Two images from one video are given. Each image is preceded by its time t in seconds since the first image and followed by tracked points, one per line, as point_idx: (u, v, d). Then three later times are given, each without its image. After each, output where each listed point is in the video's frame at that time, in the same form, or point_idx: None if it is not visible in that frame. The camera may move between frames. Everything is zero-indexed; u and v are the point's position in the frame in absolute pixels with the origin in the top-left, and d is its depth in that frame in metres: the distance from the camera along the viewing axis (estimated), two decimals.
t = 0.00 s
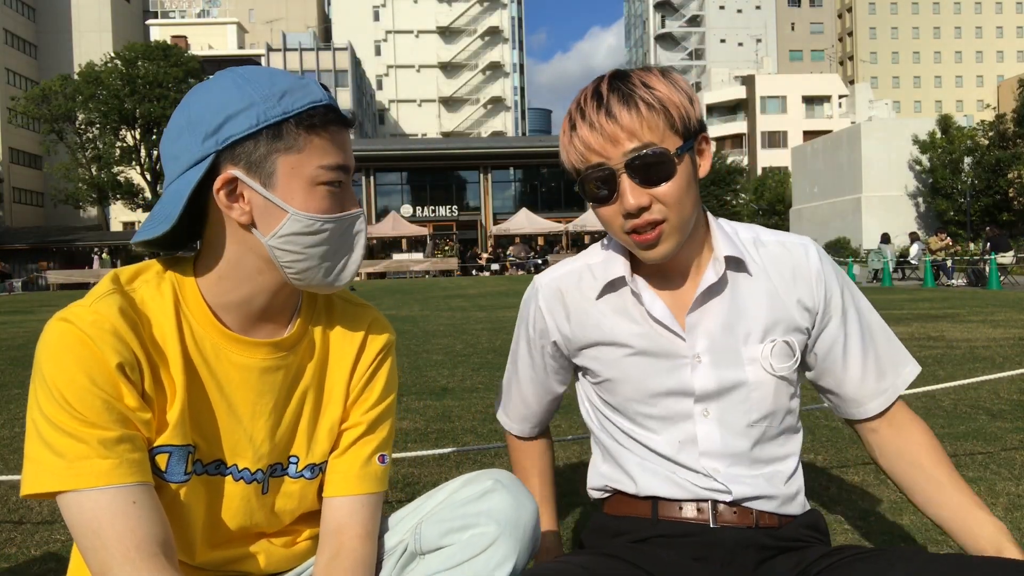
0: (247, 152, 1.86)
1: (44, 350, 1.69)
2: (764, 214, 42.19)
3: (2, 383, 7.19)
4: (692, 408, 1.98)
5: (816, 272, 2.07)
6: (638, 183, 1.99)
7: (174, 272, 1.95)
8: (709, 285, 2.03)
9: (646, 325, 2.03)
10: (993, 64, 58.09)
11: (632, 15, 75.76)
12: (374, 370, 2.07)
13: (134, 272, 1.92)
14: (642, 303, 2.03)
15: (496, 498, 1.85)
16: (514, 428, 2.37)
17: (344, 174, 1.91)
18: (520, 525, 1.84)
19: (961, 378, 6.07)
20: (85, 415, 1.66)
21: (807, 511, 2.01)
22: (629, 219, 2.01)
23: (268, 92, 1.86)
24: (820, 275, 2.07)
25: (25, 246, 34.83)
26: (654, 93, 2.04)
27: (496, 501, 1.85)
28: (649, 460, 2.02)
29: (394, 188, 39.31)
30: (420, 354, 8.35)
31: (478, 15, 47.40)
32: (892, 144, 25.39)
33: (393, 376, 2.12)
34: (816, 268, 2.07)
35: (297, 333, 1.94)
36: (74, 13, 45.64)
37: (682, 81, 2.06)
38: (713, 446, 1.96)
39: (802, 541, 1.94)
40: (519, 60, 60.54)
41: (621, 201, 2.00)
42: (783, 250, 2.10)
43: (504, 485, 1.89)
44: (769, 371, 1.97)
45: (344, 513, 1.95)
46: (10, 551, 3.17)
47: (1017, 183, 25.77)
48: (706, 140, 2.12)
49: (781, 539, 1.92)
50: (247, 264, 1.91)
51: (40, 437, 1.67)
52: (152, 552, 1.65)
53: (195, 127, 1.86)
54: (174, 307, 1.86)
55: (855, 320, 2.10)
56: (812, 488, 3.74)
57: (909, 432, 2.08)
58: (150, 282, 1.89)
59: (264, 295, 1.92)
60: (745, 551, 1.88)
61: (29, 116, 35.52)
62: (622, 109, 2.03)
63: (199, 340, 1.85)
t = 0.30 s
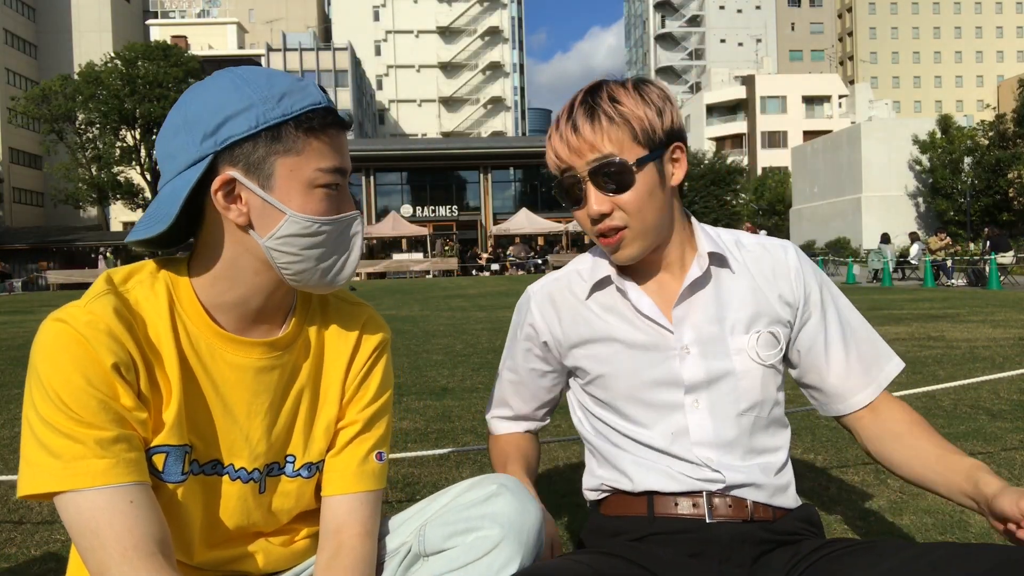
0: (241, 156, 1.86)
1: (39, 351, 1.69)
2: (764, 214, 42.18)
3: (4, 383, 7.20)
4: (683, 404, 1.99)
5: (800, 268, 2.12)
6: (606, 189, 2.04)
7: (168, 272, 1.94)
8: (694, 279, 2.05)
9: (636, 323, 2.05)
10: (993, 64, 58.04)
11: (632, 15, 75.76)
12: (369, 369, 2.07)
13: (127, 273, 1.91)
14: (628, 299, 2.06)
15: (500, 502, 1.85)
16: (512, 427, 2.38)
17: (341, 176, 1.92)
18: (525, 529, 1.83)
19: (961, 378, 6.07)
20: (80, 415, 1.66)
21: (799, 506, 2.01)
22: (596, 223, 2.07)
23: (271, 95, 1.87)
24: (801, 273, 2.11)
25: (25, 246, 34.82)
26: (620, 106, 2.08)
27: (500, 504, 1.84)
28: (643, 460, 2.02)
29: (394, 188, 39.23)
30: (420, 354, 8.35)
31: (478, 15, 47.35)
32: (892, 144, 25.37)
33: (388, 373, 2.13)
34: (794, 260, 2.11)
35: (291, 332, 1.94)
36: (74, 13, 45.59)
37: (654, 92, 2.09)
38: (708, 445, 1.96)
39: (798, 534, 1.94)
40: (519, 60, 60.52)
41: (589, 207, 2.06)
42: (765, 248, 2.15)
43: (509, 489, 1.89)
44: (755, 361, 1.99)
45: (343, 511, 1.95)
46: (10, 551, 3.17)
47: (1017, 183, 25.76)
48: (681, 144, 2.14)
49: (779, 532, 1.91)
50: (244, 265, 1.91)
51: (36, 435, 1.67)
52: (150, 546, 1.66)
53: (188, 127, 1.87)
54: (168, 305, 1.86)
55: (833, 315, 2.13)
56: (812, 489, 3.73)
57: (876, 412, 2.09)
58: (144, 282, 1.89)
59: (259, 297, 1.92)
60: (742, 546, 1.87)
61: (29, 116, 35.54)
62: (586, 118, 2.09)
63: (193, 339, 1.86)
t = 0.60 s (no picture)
0: (242, 163, 1.86)
1: (35, 352, 1.69)
2: (765, 213, 42.23)
3: (4, 383, 7.19)
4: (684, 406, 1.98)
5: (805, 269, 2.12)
6: (602, 186, 2.06)
7: (166, 275, 1.93)
8: (698, 284, 2.05)
9: (640, 330, 2.04)
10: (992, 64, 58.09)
11: (632, 15, 75.74)
12: (368, 370, 2.07)
13: (126, 274, 1.91)
14: (636, 306, 2.05)
15: (490, 492, 1.85)
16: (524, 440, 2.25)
17: (343, 181, 1.93)
18: (515, 517, 1.83)
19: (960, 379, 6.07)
20: (77, 416, 1.66)
21: (799, 503, 1.99)
22: (593, 219, 2.09)
23: (271, 99, 1.87)
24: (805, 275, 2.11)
25: (25, 246, 34.79)
26: (620, 102, 2.10)
27: (490, 494, 1.84)
28: (643, 463, 2.01)
29: (394, 188, 39.18)
30: (420, 354, 8.34)
31: (478, 15, 47.32)
32: (892, 144, 25.37)
33: (387, 375, 2.13)
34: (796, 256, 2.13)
35: (289, 334, 1.94)
36: (73, 13, 45.55)
37: (656, 89, 2.11)
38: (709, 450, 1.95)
39: (796, 532, 1.90)
40: (519, 60, 60.52)
41: (584, 204, 2.09)
42: (773, 249, 2.15)
43: (498, 479, 1.88)
44: (757, 367, 1.99)
45: (339, 513, 1.94)
46: (10, 551, 3.17)
47: (1017, 183, 25.80)
48: (680, 144, 2.14)
49: (778, 530, 1.88)
50: (247, 270, 1.91)
51: (35, 435, 1.67)
52: (147, 544, 1.65)
53: (188, 130, 1.86)
54: (166, 309, 1.85)
55: (844, 304, 2.11)
56: (811, 489, 3.74)
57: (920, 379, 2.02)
58: (142, 283, 1.89)
59: (259, 300, 1.92)
60: (741, 543, 1.86)
61: (29, 116, 35.55)
62: (584, 114, 2.12)
63: (192, 341, 1.85)
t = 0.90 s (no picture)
0: (240, 160, 1.86)
1: (36, 353, 1.69)
2: (765, 213, 42.22)
3: (4, 383, 7.19)
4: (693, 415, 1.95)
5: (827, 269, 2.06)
6: (619, 183, 1.99)
7: (165, 275, 1.93)
8: (716, 292, 2.01)
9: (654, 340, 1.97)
10: (993, 65, 58.08)
11: (632, 15, 75.80)
12: (369, 368, 2.07)
13: (125, 275, 1.91)
14: (652, 313, 1.98)
15: (490, 492, 1.84)
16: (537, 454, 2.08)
17: (340, 180, 1.93)
18: (515, 518, 1.83)
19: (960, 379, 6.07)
20: (76, 415, 1.66)
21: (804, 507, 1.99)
22: (608, 219, 2.02)
23: (266, 100, 1.88)
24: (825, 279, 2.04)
25: (25, 246, 34.78)
26: (643, 94, 2.03)
27: (489, 495, 1.83)
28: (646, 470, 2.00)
29: (394, 188, 39.16)
30: (420, 354, 8.34)
31: (478, 15, 47.34)
32: (892, 144, 25.38)
33: (387, 375, 2.12)
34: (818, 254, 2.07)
35: (288, 334, 1.93)
36: (74, 13, 45.55)
37: (683, 81, 2.03)
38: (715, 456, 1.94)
39: (802, 539, 1.93)
40: (519, 60, 60.50)
41: (600, 201, 2.02)
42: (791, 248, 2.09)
43: (498, 479, 1.87)
44: (775, 380, 1.94)
45: (339, 513, 1.94)
46: (10, 551, 3.17)
47: (1017, 183, 25.85)
48: (705, 141, 2.09)
49: (783, 537, 1.92)
50: (244, 270, 1.91)
51: (34, 436, 1.67)
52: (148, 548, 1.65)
53: (185, 130, 1.86)
54: (165, 309, 1.85)
55: (865, 300, 2.03)
56: (811, 488, 3.74)
57: (956, 395, 1.85)
58: (141, 284, 1.89)
59: (258, 301, 1.93)
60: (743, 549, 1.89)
61: (29, 116, 35.55)
62: (605, 105, 2.04)
63: (191, 341, 1.85)
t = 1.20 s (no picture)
0: (237, 156, 1.87)
1: (37, 352, 1.69)
2: (765, 213, 42.24)
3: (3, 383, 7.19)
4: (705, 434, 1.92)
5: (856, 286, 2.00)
6: (635, 186, 1.89)
7: (168, 275, 1.94)
8: (733, 308, 1.96)
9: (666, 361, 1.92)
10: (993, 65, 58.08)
11: (632, 15, 75.85)
12: (371, 371, 2.07)
13: (128, 275, 1.92)
14: (664, 332, 1.93)
15: (493, 496, 1.84)
16: (555, 482, 2.01)
17: (336, 179, 1.92)
18: (519, 523, 1.83)
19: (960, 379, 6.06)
20: (76, 416, 1.66)
21: (813, 519, 2.01)
22: (618, 222, 1.91)
23: (258, 97, 1.89)
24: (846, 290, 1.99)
25: (25, 246, 34.78)
26: (667, 85, 1.91)
27: (493, 499, 1.84)
28: (652, 484, 1.98)
29: (394, 188, 39.15)
30: (420, 355, 8.34)
31: (478, 15, 47.34)
32: (892, 145, 25.38)
33: (388, 378, 2.12)
34: (842, 259, 2.03)
35: (291, 334, 1.94)
36: (74, 13, 45.55)
37: (712, 74, 1.94)
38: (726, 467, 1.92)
39: (805, 553, 1.95)
40: (519, 60, 60.51)
41: (611, 203, 1.93)
42: (817, 260, 2.03)
43: (501, 483, 1.87)
44: (791, 410, 1.92)
45: (341, 516, 1.95)
46: (10, 551, 3.17)
47: (1017, 183, 25.89)
48: (734, 141, 1.99)
49: (785, 554, 1.93)
50: (241, 270, 1.91)
51: (35, 437, 1.67)
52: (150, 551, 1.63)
53: (180, 129, 1.89)
54: (168, 309, 1.86)
55: (886, 324, 1.98)
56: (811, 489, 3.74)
57: (969, 441, 1.88)
58: (144, 284, 1.89)
59: (256, 302, 1.92)
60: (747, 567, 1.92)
61: (29, 116, 35.59)
62: (624, 94, 1.92)
63: (192, 342, 1.85)
